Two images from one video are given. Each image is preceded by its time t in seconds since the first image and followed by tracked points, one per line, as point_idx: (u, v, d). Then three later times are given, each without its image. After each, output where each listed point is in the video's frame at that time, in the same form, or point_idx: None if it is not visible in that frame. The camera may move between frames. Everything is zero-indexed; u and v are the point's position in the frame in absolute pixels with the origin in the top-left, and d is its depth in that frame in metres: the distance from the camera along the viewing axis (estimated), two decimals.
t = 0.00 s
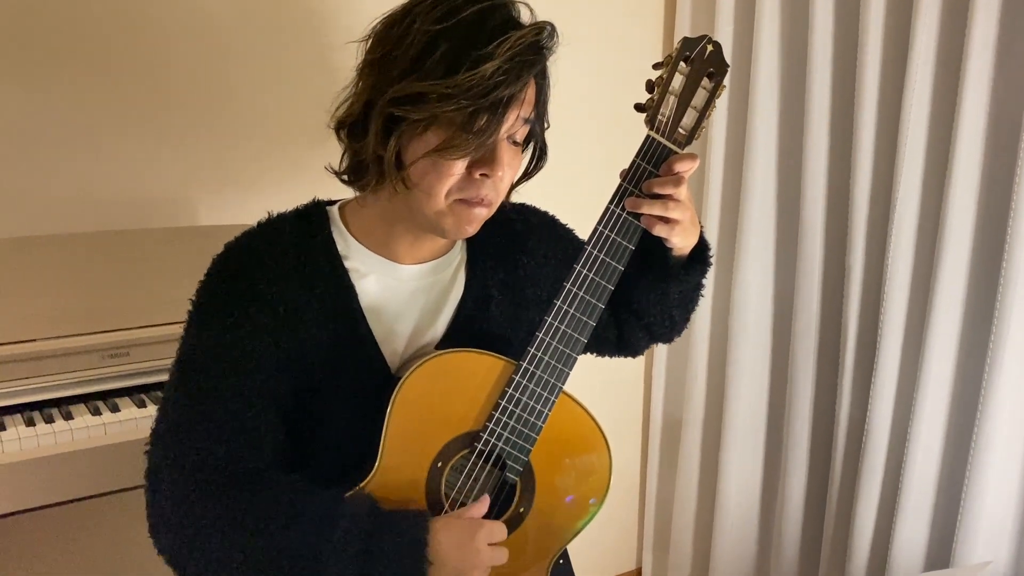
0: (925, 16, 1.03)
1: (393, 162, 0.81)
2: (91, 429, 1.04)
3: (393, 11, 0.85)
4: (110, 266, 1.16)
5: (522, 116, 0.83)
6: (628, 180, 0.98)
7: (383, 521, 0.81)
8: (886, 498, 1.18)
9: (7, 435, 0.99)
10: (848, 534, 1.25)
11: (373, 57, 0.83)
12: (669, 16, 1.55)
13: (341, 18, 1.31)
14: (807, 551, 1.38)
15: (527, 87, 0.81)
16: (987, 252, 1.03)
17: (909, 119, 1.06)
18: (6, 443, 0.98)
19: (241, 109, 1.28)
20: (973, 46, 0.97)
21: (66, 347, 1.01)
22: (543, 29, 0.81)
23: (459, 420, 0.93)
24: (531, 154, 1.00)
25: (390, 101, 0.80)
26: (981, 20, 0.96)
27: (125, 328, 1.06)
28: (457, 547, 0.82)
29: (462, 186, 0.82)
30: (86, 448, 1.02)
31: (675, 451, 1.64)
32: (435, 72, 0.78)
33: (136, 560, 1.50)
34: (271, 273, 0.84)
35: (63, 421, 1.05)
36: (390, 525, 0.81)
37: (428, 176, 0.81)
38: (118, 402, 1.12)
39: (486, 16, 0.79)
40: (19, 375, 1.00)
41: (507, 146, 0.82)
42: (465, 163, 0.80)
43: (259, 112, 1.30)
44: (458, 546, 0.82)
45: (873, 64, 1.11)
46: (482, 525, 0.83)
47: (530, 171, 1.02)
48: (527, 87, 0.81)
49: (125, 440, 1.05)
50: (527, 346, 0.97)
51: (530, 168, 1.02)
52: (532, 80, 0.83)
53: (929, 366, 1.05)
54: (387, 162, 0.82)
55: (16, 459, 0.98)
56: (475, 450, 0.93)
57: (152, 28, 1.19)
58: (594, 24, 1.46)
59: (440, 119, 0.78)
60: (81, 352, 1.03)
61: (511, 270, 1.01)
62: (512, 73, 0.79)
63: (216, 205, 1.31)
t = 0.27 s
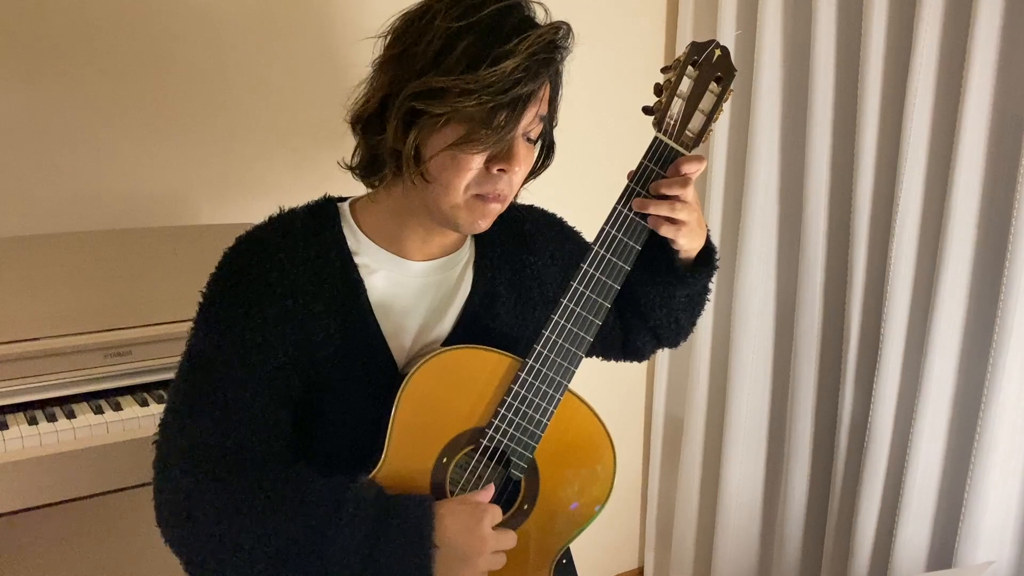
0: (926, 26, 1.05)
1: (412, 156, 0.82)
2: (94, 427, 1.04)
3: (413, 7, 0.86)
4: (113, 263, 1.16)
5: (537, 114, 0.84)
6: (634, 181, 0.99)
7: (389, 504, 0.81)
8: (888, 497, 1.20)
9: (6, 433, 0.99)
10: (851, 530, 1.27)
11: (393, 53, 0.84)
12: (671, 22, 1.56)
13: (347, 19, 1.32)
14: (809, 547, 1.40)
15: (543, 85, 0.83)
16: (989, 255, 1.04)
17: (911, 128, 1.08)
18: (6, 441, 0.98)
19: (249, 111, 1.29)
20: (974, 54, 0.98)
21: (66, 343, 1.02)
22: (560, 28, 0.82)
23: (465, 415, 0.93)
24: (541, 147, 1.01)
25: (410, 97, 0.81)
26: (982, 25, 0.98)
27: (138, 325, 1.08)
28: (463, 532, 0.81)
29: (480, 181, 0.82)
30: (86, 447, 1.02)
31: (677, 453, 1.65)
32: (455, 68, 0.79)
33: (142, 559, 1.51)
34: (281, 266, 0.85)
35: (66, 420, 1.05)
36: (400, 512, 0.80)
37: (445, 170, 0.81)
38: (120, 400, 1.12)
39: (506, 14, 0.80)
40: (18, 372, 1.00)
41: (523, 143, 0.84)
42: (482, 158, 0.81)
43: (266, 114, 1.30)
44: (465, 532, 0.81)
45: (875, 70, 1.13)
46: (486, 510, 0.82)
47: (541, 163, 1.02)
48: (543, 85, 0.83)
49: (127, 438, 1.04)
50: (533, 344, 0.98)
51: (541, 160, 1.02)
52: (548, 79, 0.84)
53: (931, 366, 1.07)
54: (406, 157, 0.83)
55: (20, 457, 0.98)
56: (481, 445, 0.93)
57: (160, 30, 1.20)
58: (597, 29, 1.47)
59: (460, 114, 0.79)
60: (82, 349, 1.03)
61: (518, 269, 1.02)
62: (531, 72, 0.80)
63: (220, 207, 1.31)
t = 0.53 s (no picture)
0: (928, 32, 1.06)
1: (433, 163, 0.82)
2: (96, 426, 1.04)
3: (436, 12, 0.85)
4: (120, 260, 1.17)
5: (555, 124, 0.85)
6: (638, 182, 1.00)
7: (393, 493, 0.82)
8: (891, 493, 1.23)
9: (9, 433, 1.00)
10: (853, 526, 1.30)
11: (415, 58, 0.84)
12: (671, 27, 1.58)
13: (352, 21, 1.33)
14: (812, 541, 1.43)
15: (564, 98, 0.83)
16: (989, 257, 1.07)
17: (913, 132, 1.09)
18: (10, 442, 0.99)
19: (256, 112, 1.30)
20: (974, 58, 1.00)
21: (69, 343, 1.02)
22: (582, 43, 0.83)
23: (470, 409, 0.94)
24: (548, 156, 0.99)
25: (434, 104, 0.81)
26: (984, 31, 1.00)
27: (143, 323, 1.08)
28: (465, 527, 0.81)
29: (498, 189, 0.84)
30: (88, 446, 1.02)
31: (678, 452, 1.67)
32: (482, 80, 0.79)
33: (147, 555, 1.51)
34: (292, 260, 0.86)
35: (69, 418, 1.05)
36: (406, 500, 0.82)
37: (465, 177, 0.82)
38: (123, 399, 1.12)
39: (531, 28, 0.81)
40: (20, 371, 1.00)
41: (540, 154, 0.85)
42: (502, 167, 0.82)
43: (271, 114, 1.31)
44: (467, 527, 0.81)
45: (877, 75, 1.14)
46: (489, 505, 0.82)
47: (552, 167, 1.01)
48: (564, 99, 0.83)
49: (129, 437, 1.05)
50: (536, 341, 0.98)
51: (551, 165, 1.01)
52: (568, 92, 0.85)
53: (932, 368, 1.10)
54: (426, 162, 0.83)
55: (24, 455, 0.98)
56: (484, 439, 0.94)
57: (168, 32, 1.21)
58: (598, 32, 1.48)
59: (484, 125, 0.79)
60: (86, 349, 1.04)
61: (523, 269, 1.02)
62: (553, 85, 0.81)
63: (224, 206, 1.32)
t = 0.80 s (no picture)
0: (930, 34, 1.07)
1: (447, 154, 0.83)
2: (98, 423, 1.04)
3: (443, 7, 0.86)
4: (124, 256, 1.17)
5: (564, 114, 0.86)
6: (643, 180, 1.00)
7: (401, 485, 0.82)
8: (892, 492, 1.24)
9: (10, 429, 1.00)
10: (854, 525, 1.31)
11: (424, 52, 0.84)
12: (673, 29, 1.59)
13: (357, 19, 1.34)
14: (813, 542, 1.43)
15: (573, 87, 0.84)
16: (991, 256, 1.08)
17: (916, 133, 1.10)
18: (11, 437, 0.99)
19: (261, 110, 1.31)
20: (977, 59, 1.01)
21: (69, 338, 1.02)
22: (587, 31, 0.83)
23: (476, 401, 0.94)
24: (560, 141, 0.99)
25: (446, 96, 0.81)
26: (986, 32, 1.01)
27: (148, 320, 1.09)
28: (472, 513, 0.83)
29: (511, 177, 0.84)
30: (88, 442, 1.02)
31: (680, 451, 1.67)
32: (493, 70, 0.79)
33: (151, 550, 1.51)
34: (300, 251, 0.87)
35: (70, 415, 1.05)
36: (408, 493, 0.82)
37: (478, 167, 0.83)
38: (126, 396, 1.12)
39: (539, 18, 0.81)
40: (22, 367, 1.01)
41: (551, 143, 0.85)
42: (514, 155, 0.83)
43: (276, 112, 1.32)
44: (470, 513, 0.83)
45: (879, 77, 1.15)
46: (497, 493, 0.84)
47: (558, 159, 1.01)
48: (573, 88, 0.84)
49: (131, 433, 1.05)
50: (541, 335, 0.99)
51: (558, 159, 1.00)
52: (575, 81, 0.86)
53: (933, 366, 1.11)
54: (439, 154, 0.83)
55: (25, 452, 0.98)
56: (489, 432, 0.94)
57: (174, 30, 1.21)
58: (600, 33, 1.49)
59: (496, 114, 0.80)
60: (87, 344, 1.04)
61: (530, 266, 1.03)
62: (563, 73, 0.82)
63: (228, 204, 1.32)
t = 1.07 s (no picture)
0: (930, 35, 1.08)
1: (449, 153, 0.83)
2: (101, 420, 1.05)
3: (452, 6, 0.86)
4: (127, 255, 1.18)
5: (567, 118, 0.87)
6: (645, 179, 1.01)
7: (403, 477, 0.83)
8: (892, 491, 1.24)
9: (14, 425, 1.00)
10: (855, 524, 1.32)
11: (432, 50, 0.85)
12: (675, 30, 1.60)
13: (361, 19, 1.35)
14: (813, 540, 1.44)
15: (577, 91, 0.85)
16: (992, 255, 1.09)
17: (916, 133, 1.11)
18: (15, 434, 0.99)
19: (265, 110, 1.32)
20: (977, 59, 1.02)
21: (73, 335, 1.03)
22: (594, 38, 0.84)
23: (479, 397, 0.95)
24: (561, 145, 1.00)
25: (451, 95, 0.82)
26: (987, 33, 1.01)
27: (153, 318, 1.10)
28: (476, 511, 0.84)
29: (511, 179, 0.85)
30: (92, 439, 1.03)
31: (681, 450, 1.68)
32: (499, 73, 0.80)
33: (153, 547, 1.52)
34: (307, 246, 0.88)
35: (74, 412, 1.06)
36: (409, 486, 0.83)
37: (480, 167, 0.83)
38: (129, 393, 1.13)
39: (547, 22, 0.82)
40: (25, 364, 1.01)
41: (553, 146, 0.86)
42: (515, 157, 0.83)
43: (278, 110, 1.33)
44: (476, 512, 0.83)
45: (879, 78, 1.16)
46: (501, 492, 0.84)
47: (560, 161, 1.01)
48: (577, 92, 0.85)
49: (134, 430, 1.06)
50: (543, 332, 0.99)
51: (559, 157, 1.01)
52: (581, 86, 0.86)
53: (934, 365, 1.12)
54: (442, 152, 0.84)
55: (29, 448, 0.99)
56: (492, 426, 0.95)
57: (178, 31, 1.22)
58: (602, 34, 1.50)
59: (500, 116, 0.80)
60: (91, 341, 1.05)
61: (532, 264, 1.03)
62: (567, 79, 0.82)
63: (232, 202, 1.33)
